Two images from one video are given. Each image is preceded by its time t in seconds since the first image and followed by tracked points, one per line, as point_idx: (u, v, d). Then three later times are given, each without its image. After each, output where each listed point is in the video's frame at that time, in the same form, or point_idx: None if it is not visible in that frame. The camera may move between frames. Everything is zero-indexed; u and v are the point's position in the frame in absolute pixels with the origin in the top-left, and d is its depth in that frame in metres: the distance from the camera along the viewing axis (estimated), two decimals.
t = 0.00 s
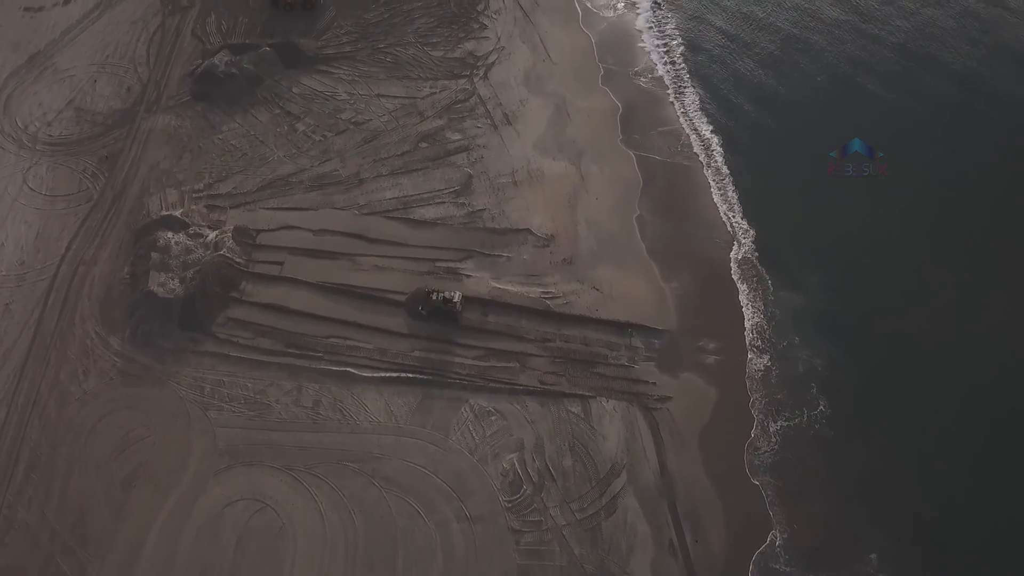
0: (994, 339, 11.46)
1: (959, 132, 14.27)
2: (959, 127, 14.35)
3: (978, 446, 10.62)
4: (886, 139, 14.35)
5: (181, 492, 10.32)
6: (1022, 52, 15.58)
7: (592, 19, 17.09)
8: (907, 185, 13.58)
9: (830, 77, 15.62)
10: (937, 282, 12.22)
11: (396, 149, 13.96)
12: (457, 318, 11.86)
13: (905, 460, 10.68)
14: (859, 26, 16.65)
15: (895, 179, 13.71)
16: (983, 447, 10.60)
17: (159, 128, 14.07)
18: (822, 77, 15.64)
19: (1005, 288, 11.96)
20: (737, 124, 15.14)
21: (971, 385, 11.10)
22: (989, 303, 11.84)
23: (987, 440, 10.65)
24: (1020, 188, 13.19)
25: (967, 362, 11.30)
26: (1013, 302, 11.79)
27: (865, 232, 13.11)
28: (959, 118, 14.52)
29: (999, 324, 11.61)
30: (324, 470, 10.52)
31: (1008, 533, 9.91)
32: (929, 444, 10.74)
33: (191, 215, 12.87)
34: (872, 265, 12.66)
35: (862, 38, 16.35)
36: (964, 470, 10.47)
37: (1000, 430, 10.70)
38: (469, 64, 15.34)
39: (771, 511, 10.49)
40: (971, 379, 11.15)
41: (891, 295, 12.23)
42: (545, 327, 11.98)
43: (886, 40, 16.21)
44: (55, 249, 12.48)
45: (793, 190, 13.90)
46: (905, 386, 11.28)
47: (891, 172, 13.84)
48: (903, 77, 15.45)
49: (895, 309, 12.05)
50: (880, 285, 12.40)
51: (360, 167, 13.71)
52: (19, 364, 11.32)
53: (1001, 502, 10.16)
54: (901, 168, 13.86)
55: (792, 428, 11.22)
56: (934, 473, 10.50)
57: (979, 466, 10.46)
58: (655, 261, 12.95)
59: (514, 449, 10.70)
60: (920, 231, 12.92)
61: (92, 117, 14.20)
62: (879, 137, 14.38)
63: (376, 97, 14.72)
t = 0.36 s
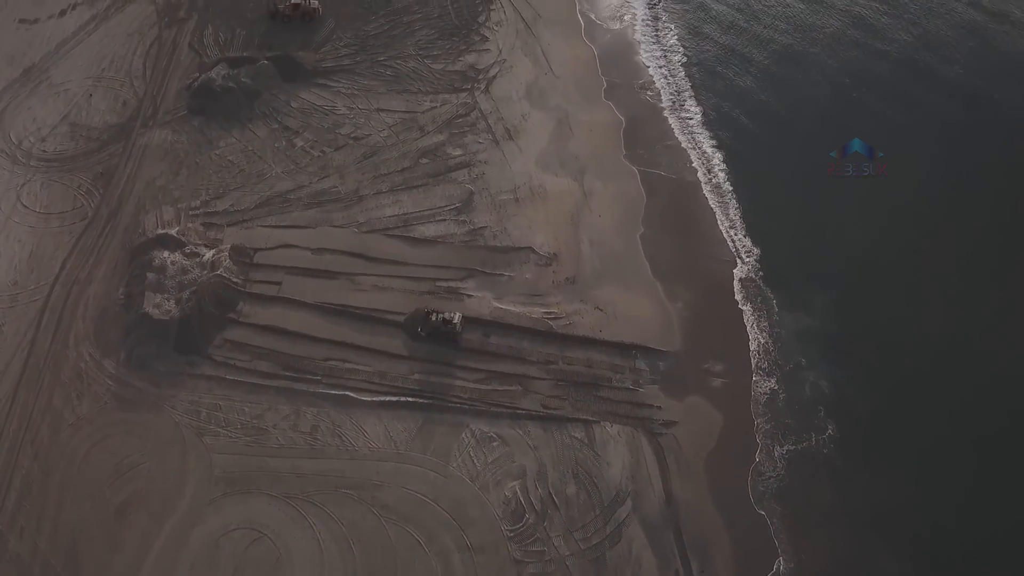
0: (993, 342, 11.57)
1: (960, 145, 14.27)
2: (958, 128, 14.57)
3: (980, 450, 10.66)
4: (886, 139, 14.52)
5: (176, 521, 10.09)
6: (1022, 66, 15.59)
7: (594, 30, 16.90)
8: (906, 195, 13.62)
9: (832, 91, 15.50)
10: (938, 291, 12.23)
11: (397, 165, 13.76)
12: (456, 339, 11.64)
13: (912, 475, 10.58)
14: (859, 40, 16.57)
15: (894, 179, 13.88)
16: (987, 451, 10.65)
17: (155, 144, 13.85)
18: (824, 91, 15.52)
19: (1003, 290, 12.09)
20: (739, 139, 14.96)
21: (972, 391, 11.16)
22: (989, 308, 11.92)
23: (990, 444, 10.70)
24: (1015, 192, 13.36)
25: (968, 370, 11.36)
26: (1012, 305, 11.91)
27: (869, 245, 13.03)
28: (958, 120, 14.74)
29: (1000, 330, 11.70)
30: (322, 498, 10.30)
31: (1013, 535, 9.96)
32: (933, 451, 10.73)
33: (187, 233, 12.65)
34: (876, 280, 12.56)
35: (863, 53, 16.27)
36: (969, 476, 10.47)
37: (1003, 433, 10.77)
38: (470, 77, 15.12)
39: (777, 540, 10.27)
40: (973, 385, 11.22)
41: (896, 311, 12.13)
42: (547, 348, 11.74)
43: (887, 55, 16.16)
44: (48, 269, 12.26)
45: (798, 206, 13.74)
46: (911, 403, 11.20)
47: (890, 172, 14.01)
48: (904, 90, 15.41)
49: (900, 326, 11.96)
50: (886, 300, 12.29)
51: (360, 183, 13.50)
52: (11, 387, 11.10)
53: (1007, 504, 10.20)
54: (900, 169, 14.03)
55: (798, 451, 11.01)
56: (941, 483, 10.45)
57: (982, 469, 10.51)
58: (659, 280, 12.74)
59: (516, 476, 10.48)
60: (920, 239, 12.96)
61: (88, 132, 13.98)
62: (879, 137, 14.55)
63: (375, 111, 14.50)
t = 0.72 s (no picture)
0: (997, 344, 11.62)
1: (962, 153, 14.22)
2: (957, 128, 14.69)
3: (984, 455, 10.70)
4: (886, 139, 14.61)
5: (170, 551, 9.87)
6: (1021, 69, 15.66)
7: (597, 43, 16.71)
8: (908, 203, 13.59)
9: (833, 103, 15.36)
10: (942, 300, 12.20)
11: (397, 181, 13.55)
12: (455, 361, 11.40)
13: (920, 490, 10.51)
14: (860, 51, 16.41)
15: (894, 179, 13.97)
16: (992, 455, 10.70)
17: (151, 160, 13.63)
18: (825, 98, 15.46)
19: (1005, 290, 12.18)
20: (742, 154, 14.76)
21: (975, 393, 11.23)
22: (992, 313, 11.94)
23: (995, 446, 10.77)
24: (1013, 192, 13.46)
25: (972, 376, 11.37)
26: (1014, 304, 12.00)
27: (873, 259, 12.93)
28: (958, 119, 14.86)
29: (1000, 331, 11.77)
30: (321, 527, 10.08)
31: (1013, 533, 10.05)
32: (939, 459, 10.72)
33: (183, 252, 12.41)
34: (882, 295, 12.43)
35: (865, 65, 16.11)
36: (974, 481, 10.51)
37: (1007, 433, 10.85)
38: (471, 92, 14.92)
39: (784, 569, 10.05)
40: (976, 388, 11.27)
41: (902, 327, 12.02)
42: (550, 371, 11.51)
43: (887, 66, 16.03)
44: (42, 289, 12.03)
45: (803, 223, 13.55)
46: (918, 421, 11.09)
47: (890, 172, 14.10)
48: (905, 101, 15.28)
49: (906, 344, 11.84)
50: (891, 316, 12.16)
51: (359, 200, 13.28)
52: (3, 411, 10.89)
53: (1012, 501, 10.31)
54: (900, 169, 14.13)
55: (806, 476, 10.79)
56: (943, 486, 10.48)
57: (983, 470, 10.57)
58: (664, 300, 12.52)
59: (519, 504, 10.26)
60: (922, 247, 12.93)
61: (83, 147, 13.76)
62: (879, 137, 14.64)
63: (375, 126, 14.29)
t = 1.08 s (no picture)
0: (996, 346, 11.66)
1: (963, 161, 14.18)
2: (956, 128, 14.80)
3: (988, 455, 10.70)
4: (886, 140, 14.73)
5: None
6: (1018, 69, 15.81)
7: (600, 55, 16.54)
8: (909, 212, 13.54)
9: (834, 116, 15.24)
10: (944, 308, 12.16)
11: (396, 197, 13.35)
12: (455, 383, 11.18)
13: (929, 502, 10.40)
14: (860, 55, 16.47)
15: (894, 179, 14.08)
16: (997, 455, 10.69)
17: (148, 174, 13.44)
18: (825, 98, 15.60)
19: (1002, 289, 12.26)
20: (743, 157, 14.77)
21: (976, 393, 11.26)
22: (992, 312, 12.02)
23: (999, 445, 10.77)
24: (1010, 193, 13.55)
25: (975, 381, 11.35)
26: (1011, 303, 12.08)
27: (876, 272, 12.81)
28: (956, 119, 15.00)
29: (1000, 329, 11.84)
30: (318, 555, 9.87)
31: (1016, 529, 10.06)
32: (944, 467, 10.65)
33: (180, 270, 12.20)
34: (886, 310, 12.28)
35: (864, 65, 16.26)
36: (982, 484, 10.45)
37: (1009, 430, 10.88)
38: (472, 104, 14.75)
39: None
40: (978, 390, 11.28)
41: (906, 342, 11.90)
42: (553, 392, 11.30)
43: (887, 78, 15.92)
44: (36, 308, 11.83)
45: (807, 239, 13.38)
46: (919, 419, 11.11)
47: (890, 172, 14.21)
48: (906, 104, 15.36)
49: (911, 361, 11.69)
50: (896, 332, 12.02)
51: (359, 216, 13.08)
52: None
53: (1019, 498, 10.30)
54: (899, 169, 14.23)
55: (813, 501, 10.57)
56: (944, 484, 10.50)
57: (984, 468, 10.59)
58: (668, 319, 12.32)
59: (520, 531, 10.06)
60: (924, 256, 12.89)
61: (78, 161, 13.56)
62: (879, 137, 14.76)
63: (375, 140, 14.11)
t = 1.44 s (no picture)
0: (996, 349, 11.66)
1: (963, 160, 14.23)
2: (956, 128, 14.85)
3: (990, 454, 10.74)
4: (885, 140, 14.79)
5: None
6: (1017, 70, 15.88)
7: (603, 68, 16.34)
8: (910, 216, 13.52)
9: (833, 117, 15.33)
10: (946, 320, 12.07)
11: (397, 214, 13.14)
12: (455, 407, 10.97)
13: (936, 518, 10.27)
14: (860, 56, 16.58)
15: (894, 179, 14.14)
16: (1000, 458, 10.69)
17: (144, 192, 13.21)
18: (824, 98, 15.69)
19: (1000, 289, 12.32)
20: (743, 157, 14.78)
21: (978, 396, 11.26)
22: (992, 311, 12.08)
23: (1001, 448, 10.78)
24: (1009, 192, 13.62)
25: (977, 390, 11.30)
26: (1010, 305, 12.11)
27: (877, 273, 12.84)
28: (953, 117, 15.11)
29: (1000, 327, 11.90)
30: None
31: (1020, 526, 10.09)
32: (949, 477, 10.57)
33: (176, 291, 11.98)
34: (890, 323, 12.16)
35: (863, 65, 16.35)
36: (987, 489, 10.43)
37: (1010, 428, 10.94)
38: (474, 119, 14.56)
39: None
40: (979, 394, 11.28)
41: (911, 360, 11.73)
42: (555, 417, 11.08)
43: (887, 83, 15.91)
44: (29, 330, 11.60)
45: (808, 246, 13.31)
46: (921, 420, 11.13)
47: (890, 171, 14.26)
48: (905, 104, 15.43)
49: (915, 375, 11.58)
50: (900, 351, 11.85)
51: (358, 235, 12.87)
52: None
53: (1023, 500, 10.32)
54: (899, 168, 14.29)
55: (821, 527, 10.34)
56: (946, 484, 10.51)
57: (986, 466, 10.63)
58: (673, 340, 12.09)
59: (524, 561, 9.83)
60: (926, 266, 12.77)
61: (73, 178, 13.33)
62: (878, 137, 14.84)
63: (375, 156, 13.90)
